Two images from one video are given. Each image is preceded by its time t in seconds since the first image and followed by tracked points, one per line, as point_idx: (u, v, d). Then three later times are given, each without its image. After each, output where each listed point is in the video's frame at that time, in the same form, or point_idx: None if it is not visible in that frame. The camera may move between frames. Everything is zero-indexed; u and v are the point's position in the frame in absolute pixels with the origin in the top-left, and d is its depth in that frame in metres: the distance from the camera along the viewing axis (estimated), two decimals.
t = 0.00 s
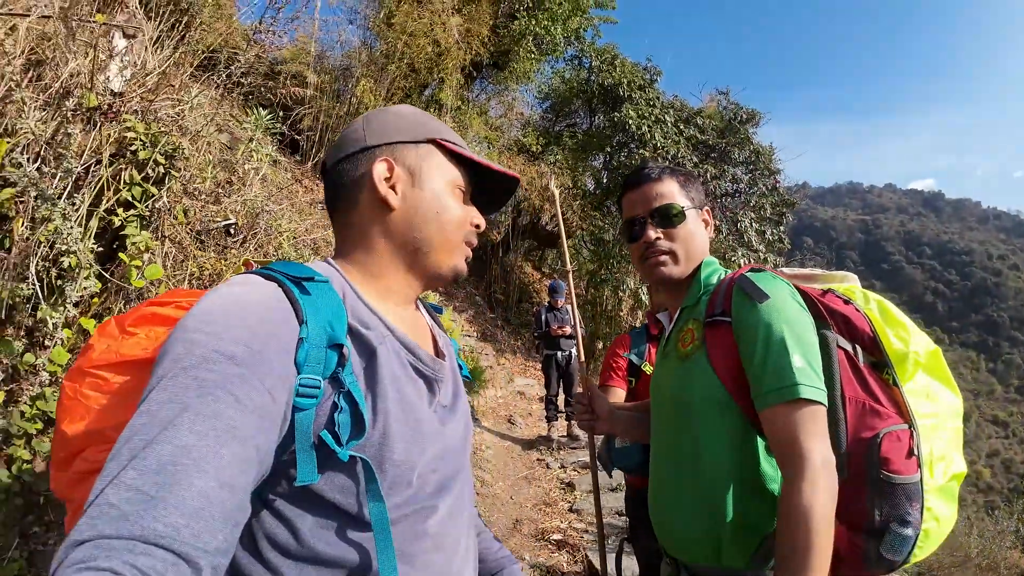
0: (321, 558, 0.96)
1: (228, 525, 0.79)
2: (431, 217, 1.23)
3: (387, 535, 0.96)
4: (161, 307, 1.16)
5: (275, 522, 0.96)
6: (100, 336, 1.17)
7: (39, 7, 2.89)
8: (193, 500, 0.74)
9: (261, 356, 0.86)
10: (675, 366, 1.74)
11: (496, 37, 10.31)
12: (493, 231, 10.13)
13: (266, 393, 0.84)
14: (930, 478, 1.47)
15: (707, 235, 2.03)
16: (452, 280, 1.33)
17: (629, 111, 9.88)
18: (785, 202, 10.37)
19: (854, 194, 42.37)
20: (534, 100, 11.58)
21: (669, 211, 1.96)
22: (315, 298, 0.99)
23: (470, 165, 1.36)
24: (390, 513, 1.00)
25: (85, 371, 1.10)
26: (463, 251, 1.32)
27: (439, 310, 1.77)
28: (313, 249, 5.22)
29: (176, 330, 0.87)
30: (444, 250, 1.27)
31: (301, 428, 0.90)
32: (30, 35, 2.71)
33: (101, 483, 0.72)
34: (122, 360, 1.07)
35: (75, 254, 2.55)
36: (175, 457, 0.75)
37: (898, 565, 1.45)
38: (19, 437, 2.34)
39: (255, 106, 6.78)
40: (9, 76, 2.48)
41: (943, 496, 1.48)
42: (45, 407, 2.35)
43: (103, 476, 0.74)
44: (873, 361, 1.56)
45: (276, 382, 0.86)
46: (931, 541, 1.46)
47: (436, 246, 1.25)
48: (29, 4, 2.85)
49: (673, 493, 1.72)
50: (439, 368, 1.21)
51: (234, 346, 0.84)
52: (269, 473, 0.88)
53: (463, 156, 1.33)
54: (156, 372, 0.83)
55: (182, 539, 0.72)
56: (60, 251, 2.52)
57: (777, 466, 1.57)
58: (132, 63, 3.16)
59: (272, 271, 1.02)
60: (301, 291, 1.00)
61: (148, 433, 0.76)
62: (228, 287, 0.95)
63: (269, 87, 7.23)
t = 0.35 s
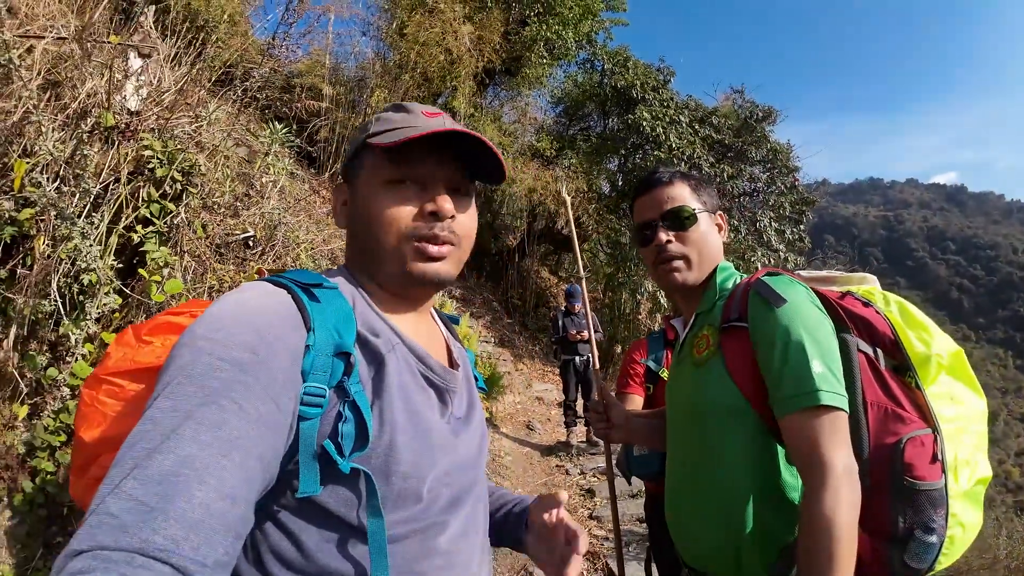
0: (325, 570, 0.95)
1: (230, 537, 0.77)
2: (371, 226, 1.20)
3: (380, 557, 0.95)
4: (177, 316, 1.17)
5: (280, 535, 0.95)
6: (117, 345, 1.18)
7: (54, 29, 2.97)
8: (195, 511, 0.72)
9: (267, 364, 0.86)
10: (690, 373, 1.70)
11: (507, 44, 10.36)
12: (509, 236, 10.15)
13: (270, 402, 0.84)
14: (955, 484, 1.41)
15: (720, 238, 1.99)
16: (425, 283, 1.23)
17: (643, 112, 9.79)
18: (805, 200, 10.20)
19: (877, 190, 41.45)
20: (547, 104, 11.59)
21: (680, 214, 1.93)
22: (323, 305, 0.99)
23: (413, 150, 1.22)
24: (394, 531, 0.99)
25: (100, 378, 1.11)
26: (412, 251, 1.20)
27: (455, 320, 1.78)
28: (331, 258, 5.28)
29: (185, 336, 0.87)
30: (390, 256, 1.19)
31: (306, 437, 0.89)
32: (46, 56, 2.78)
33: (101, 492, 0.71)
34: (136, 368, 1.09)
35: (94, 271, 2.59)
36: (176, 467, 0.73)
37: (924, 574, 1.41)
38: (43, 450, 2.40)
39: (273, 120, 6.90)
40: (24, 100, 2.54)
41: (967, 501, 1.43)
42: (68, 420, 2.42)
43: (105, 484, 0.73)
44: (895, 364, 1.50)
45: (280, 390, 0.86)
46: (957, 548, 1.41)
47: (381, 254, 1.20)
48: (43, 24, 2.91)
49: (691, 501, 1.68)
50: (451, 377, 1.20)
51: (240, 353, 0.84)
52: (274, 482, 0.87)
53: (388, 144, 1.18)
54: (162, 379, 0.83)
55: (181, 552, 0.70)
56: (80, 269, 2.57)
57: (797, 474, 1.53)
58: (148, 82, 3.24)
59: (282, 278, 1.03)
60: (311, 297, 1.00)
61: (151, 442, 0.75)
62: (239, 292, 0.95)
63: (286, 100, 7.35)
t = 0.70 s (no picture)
0: (327, 568, 1.01)
1: (240, 534, 0.81)
2: (362, 222, 1.28)
3: (398, 551, 1.01)
4: (192, 309, 1.24)
5: (284, 528, 1.01)
6: (135, 338, 1.22)
7: (77, 42, 3.08)
8: (204, 509, 0.77)
9: (272, 361, 0.90)
10: (695, 369, 1.73)
11: (520, 45, 10.38)
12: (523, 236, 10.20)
13: (277, 400, 0.88)
14: (959, 475, 1.43)
15: (725, 236, 2.02)
16: (425, 272, 1.27)
17: (657, 110, 9.74)
18: (823, 196, 10.07)
19: (898, 184, 40.69)
20: (560, 104, 11.60)
21: (685, 213, 1.96)
22: (331, 303, 1.05)
23: (390, 135, 1.27)
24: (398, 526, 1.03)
25: (118, 371, 1.15)
26: (405, 241, 1.25)
27: (469, 311, 1.85)
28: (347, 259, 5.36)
29: (192, 334, 0.92)
30: (385, 247, 1.25)
31: (312, 435, 0.94)
32: (72, 69, 2.90)
33: (112, 490, 0.75)
34: (155, 360, 1.13)
35: (125, 275, 2.67)
36: (185, 465, 0.78)
37: (926, 566, 1.43)
38: (74, 445, 2.50)
39: (290, 125, 7.02)
40: (54, 112, 2.69)
41: (972, 492, 1.45)
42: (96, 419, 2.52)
43: (116, 482, 0.77)
44: (898, 358, 1.52)
45: (287, 388, 0.91)
46: (961, 540, 1.42)
47: (375, 247, 1.26)
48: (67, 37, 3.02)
49: (698, 494, 1.71)
50: (460, 375, 1.25)
51: (244, 352, 0.89)
52: (280, 479, 0.92)
53: (366, 135, 1.25)
54: (170, 376, 0.88)
55: (192, 550, 0.74)
56: (111, 272, 2.66)
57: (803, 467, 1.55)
58: (170, 92, 3.35)
59: (291, 275, 1.09)
60: (319, 295, 1.06)
61: (160, 440, 0.80)
62: (245, 291, 1.01)
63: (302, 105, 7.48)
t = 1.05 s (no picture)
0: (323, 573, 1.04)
1: (231, 546, 0.83)
2: (431, 220, 1.29)
3: (386, 558, 1.02)
4: (184, 314, 1.26)
5: (281, 536, 1.05)
6: (129, 342, 1.28)
7: (88, 49, 3.13)
8: (192, 522, 0.78)
9: (265, 369, 0.93)
10: (703, 371, 1.74)
11: (526, 45, 10.38)
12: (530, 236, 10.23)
13: (268, 409, 0.90)
14: (963, 476, 1.44)
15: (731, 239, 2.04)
16: (471, 285, 1.38)
17: (664, 109, 9.70)
18: (833, 194, 9.98)
19: (910, 182, 40.27)
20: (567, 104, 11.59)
21: (692, 216, 1.97)
22: (325, 308, 1.07)
23: (469, 151, 1.37)
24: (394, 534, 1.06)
25: (112, 376, 1.21)
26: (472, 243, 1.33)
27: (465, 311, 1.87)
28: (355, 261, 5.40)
29: (181, 342, 0.95)
30: (449, 253, 1.31)
31: (306, 441, 0.97)
32: (84, 76, 2.95)
33: (101, 501, 0.77)
34: (144, 367, 1.18)
35: (140, 279, 2.71)
36: (174, 478, 0.79)
37: (931, 567, 1.43)
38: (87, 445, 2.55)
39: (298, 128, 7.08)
40: (67, 120, 2.74)
41: (975, 492, 1.46)
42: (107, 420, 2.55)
43: (105, 493, 0.79)
44: (903, 360, 1.52)
45: (279, 396, 0.93)
46: (965, 538, 1.43)
47: (442, 250, 1.30)
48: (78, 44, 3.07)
49: (704, 497, 1.72)
50: (457, 379, 1.28)
51: (235, 361, 0.91)
52: (272, 489, 0.94)
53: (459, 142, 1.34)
54: (161, 384, 0.90)
55: (181, 562, 0.76)
56: (125, 276, 2.70)
57: (809, 469, 1.55)
58: (181, 99, 3.41)
59: (284, 279, 1.11)
60: (311, 299, 1.08)
61: (150, 450, 0.81)
62: (235, 297, 1.04)
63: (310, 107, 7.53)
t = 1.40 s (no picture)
0: (318, 570, 1.04)
1: (223, 542, 0.83)
2: (444, 225, 1.31)
3: (382, 554, 1.03)
4: (167, 314, 1.27)
5: (274, 534, 1.06)
6: (109, 345, 1.28)
7: (85, 49, 3.13)
8: (184, 518, 0.78)
9: (255, 365, 0.93)
10: (698, 370, 1.74)
11: (525, 44, 10.36)
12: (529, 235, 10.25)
13: (259, 406, 0.91)
14: (957, 472, 1.45)
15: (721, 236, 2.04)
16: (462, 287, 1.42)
17: (662, 108, 9.70)
18: (832, 192, 9.98)
19: (909, 180, 40.24)
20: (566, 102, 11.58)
21: (681, 216, 1.98)
22: (315, 307, 1.08)
23: (475, 163, 1.43)
24: (387, 529, 1.06)
25: (93, 378, 1.22)
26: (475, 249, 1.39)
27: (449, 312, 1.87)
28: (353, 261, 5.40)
29: (171, 342, 0.95)
30: (455, 256, 1.34)
31: (298, 439, 0.98)
32: (81, 78, 2.95)
33: (92, 498, 0.77)
34: (125, 369, 1.19)
35: (135, 279, 2.71)
36: (164, 474, 0.80)
37: (926, 562, 1.44)
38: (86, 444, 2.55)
39: (296, 128, 7.07)
40: (63, 121, 2.74)
41: (968, 488, 1.46)
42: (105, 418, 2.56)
43: (96, 490, 0.79)
44: (896, 357, 1.53)
45: (271, 393, 0.93)
46: (960, 535, 1.44)
47: (449, 254, 1.33)
48: (74, 44, 3.07)
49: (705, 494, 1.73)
50: (445, 377, 1.29)
51: (226, 360, 0.91)
52: (264, 486, 0.94)
53: (466, 154, 1.41)
54: (152, 383, 0.90)
55: (173, 558, 0.76)
56: (121, 276, 2.71)
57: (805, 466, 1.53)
58: (177, 99, 3.41)
59: (273, 279, 1.12)
60: (301, 297, 1.09)
61: (142, 447, 0.82)
62: (225, 296, 1.04)
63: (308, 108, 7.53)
